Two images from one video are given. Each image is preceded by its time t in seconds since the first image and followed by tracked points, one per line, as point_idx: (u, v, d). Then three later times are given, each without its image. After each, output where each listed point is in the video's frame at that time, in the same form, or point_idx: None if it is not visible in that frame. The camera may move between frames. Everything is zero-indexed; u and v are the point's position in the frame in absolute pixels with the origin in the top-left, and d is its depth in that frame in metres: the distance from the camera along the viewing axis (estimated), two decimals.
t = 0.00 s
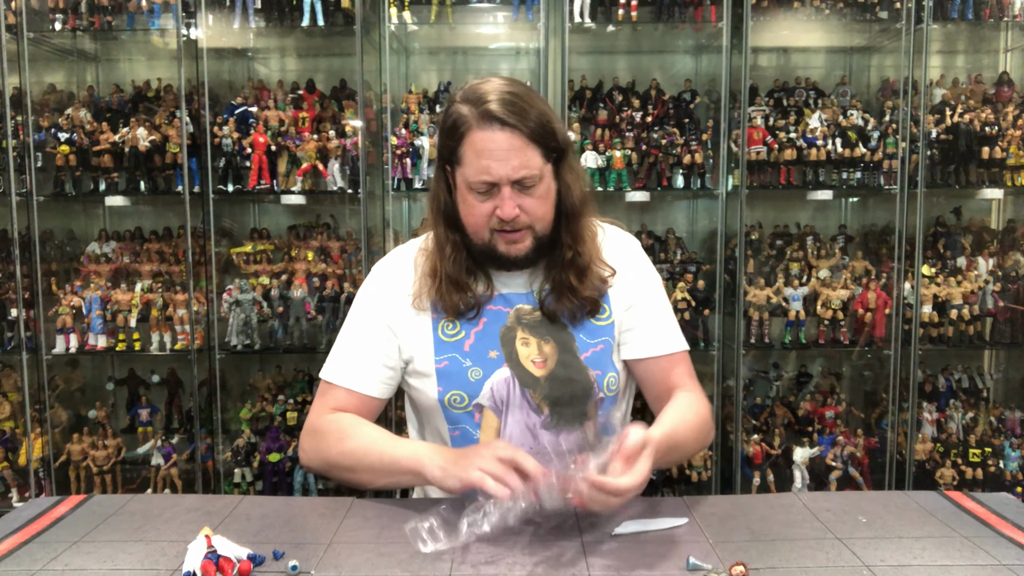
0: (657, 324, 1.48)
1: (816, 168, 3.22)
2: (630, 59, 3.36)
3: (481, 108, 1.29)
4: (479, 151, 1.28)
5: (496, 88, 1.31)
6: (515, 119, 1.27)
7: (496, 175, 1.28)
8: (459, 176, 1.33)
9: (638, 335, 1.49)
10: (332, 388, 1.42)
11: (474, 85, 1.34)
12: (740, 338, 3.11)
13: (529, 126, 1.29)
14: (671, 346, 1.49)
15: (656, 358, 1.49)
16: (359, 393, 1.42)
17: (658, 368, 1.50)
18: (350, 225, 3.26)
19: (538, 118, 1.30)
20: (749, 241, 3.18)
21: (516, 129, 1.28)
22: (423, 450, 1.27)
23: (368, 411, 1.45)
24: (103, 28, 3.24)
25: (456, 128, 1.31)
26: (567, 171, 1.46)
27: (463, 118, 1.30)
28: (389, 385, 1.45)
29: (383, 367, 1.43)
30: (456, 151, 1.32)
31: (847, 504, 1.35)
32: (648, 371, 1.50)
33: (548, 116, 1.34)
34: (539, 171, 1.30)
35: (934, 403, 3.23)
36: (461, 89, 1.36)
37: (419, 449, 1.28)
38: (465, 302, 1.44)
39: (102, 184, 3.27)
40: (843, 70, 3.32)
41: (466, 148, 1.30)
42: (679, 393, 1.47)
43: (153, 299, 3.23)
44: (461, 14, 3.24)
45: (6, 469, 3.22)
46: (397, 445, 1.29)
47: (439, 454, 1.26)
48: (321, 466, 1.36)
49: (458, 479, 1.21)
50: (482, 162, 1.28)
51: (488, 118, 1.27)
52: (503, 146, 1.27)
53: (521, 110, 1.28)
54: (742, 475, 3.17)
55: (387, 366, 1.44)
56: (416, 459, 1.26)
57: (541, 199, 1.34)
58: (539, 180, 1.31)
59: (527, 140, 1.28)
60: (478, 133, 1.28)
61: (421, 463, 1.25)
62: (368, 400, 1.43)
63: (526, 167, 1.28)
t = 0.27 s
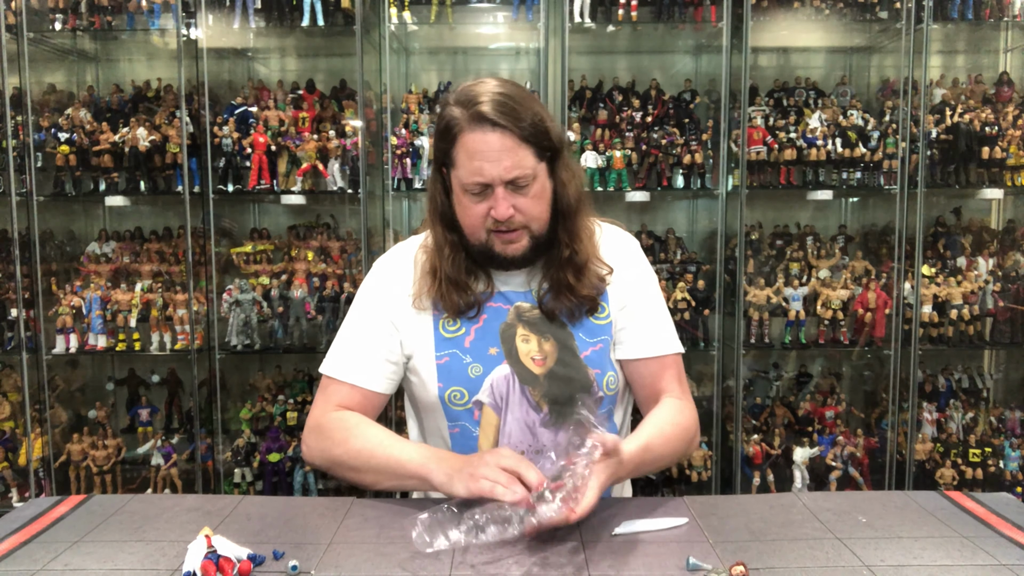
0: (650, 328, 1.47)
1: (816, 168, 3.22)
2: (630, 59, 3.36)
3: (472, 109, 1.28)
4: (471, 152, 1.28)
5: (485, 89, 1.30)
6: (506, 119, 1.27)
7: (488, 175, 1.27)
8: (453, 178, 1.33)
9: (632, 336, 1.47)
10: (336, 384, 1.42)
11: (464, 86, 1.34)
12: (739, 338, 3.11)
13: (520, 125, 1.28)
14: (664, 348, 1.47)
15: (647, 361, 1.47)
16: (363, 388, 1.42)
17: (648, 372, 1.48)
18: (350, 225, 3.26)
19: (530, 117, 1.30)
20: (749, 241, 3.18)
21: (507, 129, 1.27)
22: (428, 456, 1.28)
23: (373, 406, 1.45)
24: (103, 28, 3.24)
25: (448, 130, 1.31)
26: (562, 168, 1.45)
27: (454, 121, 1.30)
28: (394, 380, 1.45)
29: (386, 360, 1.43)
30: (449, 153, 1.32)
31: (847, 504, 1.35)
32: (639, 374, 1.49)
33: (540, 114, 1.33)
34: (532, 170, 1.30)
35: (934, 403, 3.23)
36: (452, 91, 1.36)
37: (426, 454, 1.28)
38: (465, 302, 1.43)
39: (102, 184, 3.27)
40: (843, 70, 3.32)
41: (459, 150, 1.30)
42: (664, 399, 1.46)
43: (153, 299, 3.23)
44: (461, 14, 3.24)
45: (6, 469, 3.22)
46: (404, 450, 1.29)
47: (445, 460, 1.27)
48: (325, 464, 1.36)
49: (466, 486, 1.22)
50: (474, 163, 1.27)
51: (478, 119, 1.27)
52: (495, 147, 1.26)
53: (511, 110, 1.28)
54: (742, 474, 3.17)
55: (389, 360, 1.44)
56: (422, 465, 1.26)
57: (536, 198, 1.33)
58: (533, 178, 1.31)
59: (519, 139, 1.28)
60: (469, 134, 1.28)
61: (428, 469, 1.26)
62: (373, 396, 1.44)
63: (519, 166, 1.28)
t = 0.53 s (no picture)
0: (647, 327, 1.46)
1: (816, 168, 3.22)
2: (630, 59, 3.36)
3: (459, 111, 1.28)
4: (460, 154, 1.28)
5: (472, 91, 1.30)
6: (493, 120, 1.27)
7: (478, 177, 1.27)
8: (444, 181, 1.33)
9: (629, 335, 1.46)
10: (336, 383, 1.41)
11: (451, 89, 1.34)
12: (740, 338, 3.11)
13: (508, 126, 1.28)
14: (661, 346, 1.46)
15: (643, 359, 1.47)
16: (362, 387, 1.42)
17: (644, 370, 1.47)
18: (350, 225, 3.26)
19: (517, 116, 1.30)
20: (749, 241, 3.18)
21: (496, 130, 1.27)
22: (429, 461, 1.28)
23: (372, 406, 1.45)
24: (102, 28, 3.24)
25: (437, 134, 1.31)
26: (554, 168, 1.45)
27: (442, 124, 1.30)
28: (393, 378, 1.45)
29: (385, 359, 1.44)
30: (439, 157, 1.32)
31: (847, 504, 1.35)
32: (636, 372, 1.48)
33: (528, 114, 1.33)
34: (522, 170, 1.30)
35: (934, 403, 3.22)
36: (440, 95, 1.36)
37: (427, 460, 1.29)
38: (460, 304, 1.43)
39: (102, 184, 3.27)
40: (843, 70, 3.32)
41: (448, 153, 1.30)
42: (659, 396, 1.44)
43: (153, 299, 3.23)
44: (461, 14, 3.24)
45: (6, 469, 3.22)
46: (405, 455, 1.29)
47: (446, 467, 1.27)
48: (323, 464, 1.36)
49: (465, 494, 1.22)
50: (464, 165, 1.28)
51: (466, 122, 1.27)
52: (484, 148, 1.26)
53: (498, 111, 1.28)
54: (743, 475, 3.17)
55: (388, 359, 1.44)
56: (422, 470, 1.27)
57: (527, 198, 1.33)
58: (523, 178, 1.31)
59: (508, 140, 1.28)
60: (458, 137, 1.28)
61: (428, 476, 1.26)
62: (372, 394, 1.43)
63: (509, 167, 1.28)
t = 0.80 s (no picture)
0: (649, 325, 1.46)
1: (816, 168, 3.22)
2: (630, 59, 3.36)
3: (443, 111, 1.29)
4: (445, 153, 1.28)
5: (456, 90, 1.31)
6: (477, 118, 1.27)
7: (464, 175, 1.28)
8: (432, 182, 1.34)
9: (631, 334, 1.46)
10: (335, 386, 1.42)
11: (436, 90, 1.34)
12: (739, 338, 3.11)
13: (492, 123, 1.28)
14: (664, 344, 1.46)
15: (648, 357, 1.46)
16: (359, 388, 1.42)
17: (650, 368, 1.47)
18: (350, 225, 3.26)
19: (501, 113, 1.30)
20: (749, 241, 3.18)
21: (479, 127, 1.27)
22: (429, 465, 1.27)
23: (370, 408, 1.45)
24: (102, 28, 3.24)
25: (423, 134, 1.32)
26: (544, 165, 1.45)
27: (428, 125, 1.30)
28: (390, 379, 1.46)
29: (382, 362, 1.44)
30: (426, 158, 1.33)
31: (846, 504, 1.35)
32: (642, 370, 1.48)
33: (512, 110, 1.33)
34: (508, 166, 1.30)
35: (934, 403, 3.22)
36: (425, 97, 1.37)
37: (427, 464, 1.28)
38: (454, 304, 1.44)
39: (102, 184, 3.27)
40: (843, 70, 3.32)
41: (434, 153, 1.30)
42: (670, 393, 1.44)
43: (153, 299, 3.23)
44: (461, 14, 3.24)
45: (6, 469, 3.22)
46: (405, 459, 1.29)
47: (446, 470, 1.26)
48: (323, 467, 1.35)
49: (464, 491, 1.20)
50: (450, 164, 1.28)
51: (450, 121, 1.27)
52: (468, 146, 1.26)
53: (482, 108, 1.28)
54: (742, 475, 3.17)
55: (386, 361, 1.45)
56: (423, 474, 1.26)
57: (515, 194, 1.33)
58: (510, 175, 1.31)
59: (492, 136, 1.28)
60: (442, 136, 1.28)
61: (429, 479, 1.26)
62: (370, 396, 1.44)
63: (495, 164, 1.28)
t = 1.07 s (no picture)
0: (650, 326, 1.46)
1: (815, 168, 3.22)
2: (630, 59, 3.36)
3: (440, 109, 1.29)
4: (442, 151, 1.28)
5: (453, 88, 1.31)
6: (473, 115, 1.27)
7: (461, 172, 1.28)
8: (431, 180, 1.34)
9: (631, 335, 1.46)
10: (334, 383, 1.42)
11: (434, 89, 1.35)
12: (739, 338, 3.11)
13: (488, 120, 1.28)
14: (665, 345, 1.46)
15: (650, 358, 1.46)
16: (358, 385, 1.42)
17: (651, 369, 1.47)
18: (350, 225, 3.26)
19: (497, 110, 1.30)
20: (749, 241, 3.18)
21: (475, 125, 1.27)
22: (431, 460, 1.27)
23: (369, 405, 1.46)
24: (103, 28, 3.24)
25: (421, 133, 1.32)
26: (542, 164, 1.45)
27: (426, 123, 1.31)
28: (390, 377, 1.46)
29: (382, 359, 1.44)
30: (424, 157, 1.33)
31: (846, 504, 1.35)
32: (643, 371, 1.48)
33: (509, 108, 1.33)
34: (504, 164, 1.30)
35: (934, 403, 3.22)
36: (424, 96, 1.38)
37: (428, 459, 1.28)
38: (452, 304, 1.43)
39: (102, 184, 3.26)
40: (843, 70, 3.32)
41: (431, 152, 1.31)
42: (674, 394, 1.44)
43: (153, 299, 3.23)
44: (461, 14, 3.24)
45: (6, 469, 3.21)
46: (405, 455, 1.29)
47: (447, 464, 1.26)
48: (323, 465, 1.35)
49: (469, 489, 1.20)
50: (447, 162, 1.28)
51: (447, 119, 1.27)
52: (464, 143, 1.26)
53: (478, 106, 1.28)
54: (742, 475, 3.17)
55: (386, 358, 1.45)
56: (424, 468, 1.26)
57: (512, 192, 1.33)
58: (507, 172, 1.30)
59: (489, 134, 1.28)
60: (439, 134, 1.28)
61: (430, 474, 1.25)
62: (369, 393, 1.44)
63: (491, 161, 1.28)
